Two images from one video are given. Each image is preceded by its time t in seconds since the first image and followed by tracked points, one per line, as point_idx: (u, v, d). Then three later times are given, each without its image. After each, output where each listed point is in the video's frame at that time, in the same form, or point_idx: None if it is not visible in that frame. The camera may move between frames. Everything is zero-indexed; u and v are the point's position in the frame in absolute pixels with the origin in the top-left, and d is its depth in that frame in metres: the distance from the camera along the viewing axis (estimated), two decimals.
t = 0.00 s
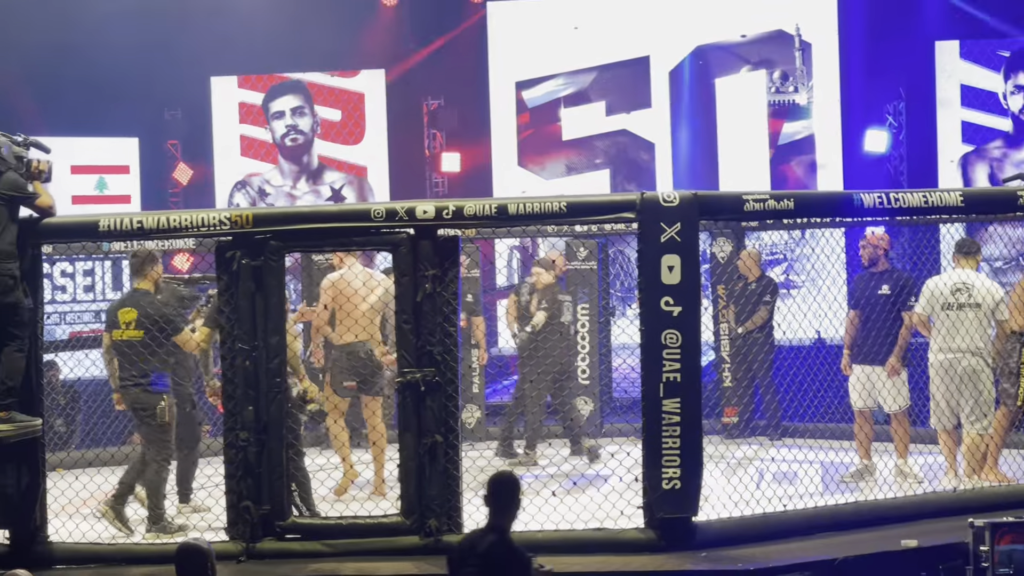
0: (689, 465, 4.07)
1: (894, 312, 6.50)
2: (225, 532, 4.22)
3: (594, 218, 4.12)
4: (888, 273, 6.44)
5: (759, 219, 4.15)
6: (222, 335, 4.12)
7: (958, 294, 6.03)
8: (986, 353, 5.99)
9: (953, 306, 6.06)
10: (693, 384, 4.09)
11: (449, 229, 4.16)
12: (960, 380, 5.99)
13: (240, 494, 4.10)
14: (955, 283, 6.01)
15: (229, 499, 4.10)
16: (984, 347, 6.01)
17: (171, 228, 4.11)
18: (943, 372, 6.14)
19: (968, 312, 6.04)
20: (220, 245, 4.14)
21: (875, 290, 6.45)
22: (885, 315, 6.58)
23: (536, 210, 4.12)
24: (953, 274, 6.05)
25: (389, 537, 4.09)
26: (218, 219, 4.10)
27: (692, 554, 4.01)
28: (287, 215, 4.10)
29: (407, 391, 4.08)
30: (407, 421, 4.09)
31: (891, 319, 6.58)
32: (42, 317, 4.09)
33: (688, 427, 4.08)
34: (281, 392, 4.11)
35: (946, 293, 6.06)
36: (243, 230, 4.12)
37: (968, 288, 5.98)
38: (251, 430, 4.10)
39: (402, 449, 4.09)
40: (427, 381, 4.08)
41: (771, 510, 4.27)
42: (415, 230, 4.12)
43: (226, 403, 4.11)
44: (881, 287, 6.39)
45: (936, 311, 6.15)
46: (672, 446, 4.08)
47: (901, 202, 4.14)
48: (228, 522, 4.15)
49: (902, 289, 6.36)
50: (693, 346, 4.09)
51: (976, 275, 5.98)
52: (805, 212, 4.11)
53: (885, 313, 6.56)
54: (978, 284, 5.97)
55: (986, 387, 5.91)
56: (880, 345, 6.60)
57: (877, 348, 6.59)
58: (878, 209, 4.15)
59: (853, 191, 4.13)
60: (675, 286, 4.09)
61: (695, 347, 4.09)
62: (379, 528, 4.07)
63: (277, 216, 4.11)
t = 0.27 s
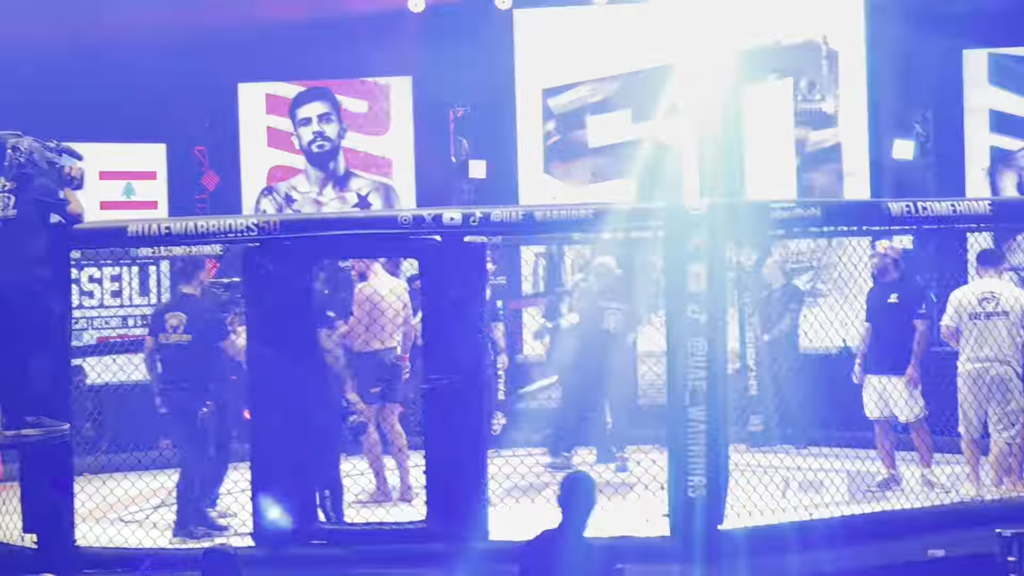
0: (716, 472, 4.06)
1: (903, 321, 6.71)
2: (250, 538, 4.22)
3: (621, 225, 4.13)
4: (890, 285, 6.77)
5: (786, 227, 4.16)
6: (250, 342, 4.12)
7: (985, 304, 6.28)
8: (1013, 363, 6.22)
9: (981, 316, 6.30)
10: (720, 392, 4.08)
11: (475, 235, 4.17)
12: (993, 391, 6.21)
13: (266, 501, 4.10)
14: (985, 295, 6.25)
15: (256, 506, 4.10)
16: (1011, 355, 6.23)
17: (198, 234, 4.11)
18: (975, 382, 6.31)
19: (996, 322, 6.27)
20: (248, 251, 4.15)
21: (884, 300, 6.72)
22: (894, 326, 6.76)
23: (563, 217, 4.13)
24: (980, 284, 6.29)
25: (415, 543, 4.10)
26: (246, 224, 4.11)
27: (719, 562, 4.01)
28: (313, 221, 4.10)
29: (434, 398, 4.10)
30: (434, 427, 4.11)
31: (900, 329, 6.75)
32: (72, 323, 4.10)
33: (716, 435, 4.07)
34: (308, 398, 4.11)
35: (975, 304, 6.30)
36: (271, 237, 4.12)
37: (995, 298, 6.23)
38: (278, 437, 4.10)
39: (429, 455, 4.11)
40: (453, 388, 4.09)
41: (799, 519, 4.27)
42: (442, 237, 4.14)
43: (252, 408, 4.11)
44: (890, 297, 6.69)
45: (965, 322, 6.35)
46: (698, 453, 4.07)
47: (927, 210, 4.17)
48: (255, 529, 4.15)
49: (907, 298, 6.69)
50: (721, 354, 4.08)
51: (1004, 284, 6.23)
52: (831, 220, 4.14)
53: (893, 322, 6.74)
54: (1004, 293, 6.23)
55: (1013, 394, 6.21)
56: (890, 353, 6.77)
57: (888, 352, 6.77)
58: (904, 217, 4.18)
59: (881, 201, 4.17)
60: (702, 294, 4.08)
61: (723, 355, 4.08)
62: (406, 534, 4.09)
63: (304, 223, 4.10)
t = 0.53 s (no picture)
0: (736, 478, 4.05)
1: (912, 326, 6.42)
2: (271, 541, 4.22)
3: (644, 232, 4.13)
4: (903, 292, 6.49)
5: (808, 233, 4.15)
6: (272, 346, 4.13)
7: (998, 314, 6.18)
8: None
9: (995, 325, 6.18)
10: (741, 398, 4.07)
11: (498, 241, 4.16)
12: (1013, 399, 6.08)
13: (287, 504, 4.11)
14: (998, 304, 6.14)
15: (277, 510, 4.11)
16: None
17: (221, 238, 4.13)
18: (992, 392, 6.17)
19: (1011, 330, 6.19)
20: (270, 256, 4.16)
21: (892, 306, 6.52)
22: (902, 333, 6.52)
23: (585, 223, 4.13)
24: (992, 294, 6.19)
25: (437, 548, 4.09)
26: (267, 229, 4.11)
27: (741, 569, 4.00)
28: (337, 227, 4.11)
29: (455, 403, 4.09)
30: (454, 432, 4.10)
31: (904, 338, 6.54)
32: (94, 326, 4.17)
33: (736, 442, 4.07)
34: (329, 402, 4.11)
35: (988, 314, 6.17)
36: (293, 241, 4.13)
37: (1008, 307, 6.14)
38: (299, 441, 4.11)
39: (449, 460, 4.10)
40: (474, 394, 4.08)
41: (820, 527, 4.26)
42: (464, 242, 4.13)
43: (274, 413, 4.12)
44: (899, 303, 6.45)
45: (980, 333, 6.22)
46: (720, 459, 4.06)
47: (952, 218, 4.14)
48: (275, 532, 4.16)
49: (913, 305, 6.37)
50: (742, 360, 4.08)
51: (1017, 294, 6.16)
52: (854, 227, 4.11)
53: (898, 329, 6.54)
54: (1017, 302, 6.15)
55: None
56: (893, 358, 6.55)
57: (896, 357, 6.52)
58: (929, 225, 4.15)
59: (904, 207, 4.12)
60: (724, 300, 4.07)
61: (744, 361, 4.08)
62: (425, 539, 4.08)
63: (326, 228, 4.12)
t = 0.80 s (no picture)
0: (755, 486, 4.03)
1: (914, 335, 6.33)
2: (287, 546, 4.21)
3: (663, 238, 4.12)
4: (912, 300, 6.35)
5: (827, 239, 4.15)
6: (290, 350, 4.13)
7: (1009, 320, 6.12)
8: None
9: (1006, 331, 6.12)
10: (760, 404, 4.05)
11: (517, 246, 4.16)
12: None
13: (305, 509, 4.10)
14: (1008, 313, 6.09)
15: (294, 514, 4.10)
16: None
17: (240, 242, 4.12)
18: (1009, 399, 6.05)
19: None
20: (288, 260, 4.15)
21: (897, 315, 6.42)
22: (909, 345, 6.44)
23: (605, 229, 4.12)
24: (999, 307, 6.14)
25: (455, 554, 4.08)
26: (286, 233, 4.11)
27: None
28: (355, 232, 4.10)
29: (473, 408, 4.09)
30: (472, 437, 4.10)
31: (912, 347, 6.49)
32: (113, 329, 4.18)
33: (755, 448, 4.05)
34: (348, 407, 4.10)
35: (997, 323, 6.12)
36: (312, 245, 4.12)
37: (1017, 315, 6.07)
38: (317, 445, 4.11)
39: (467, 465, 4.10)
40: (492, 399, 4.07)
41: (839, 534, 4.25)
42: (483, 248, 4.13)
43: (293, 417, 4.12)
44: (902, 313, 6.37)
45: (993, 342, 6.15)
46: (738, 466, 4.04)
47: (972, 225, 4.14)
48: (292, 537, 4.14)
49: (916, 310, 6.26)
50: (761, 366, 4.06)
51: None
52: (874, 234, 4.09)
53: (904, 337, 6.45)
54: None
55: None
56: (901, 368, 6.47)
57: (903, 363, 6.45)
58: (948, 232, 4.14)
59: (923, 214, 4.12)
60: (743, 307, 4.06)
61: (763, 368, 4.06)
62: (442, 544, 4.07)
63: (346, 233, 4.11)
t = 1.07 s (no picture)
0: (769, 491, 4.02)
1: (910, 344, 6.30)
2: (301, 549, 4.22)
3: (677, 242, 4.12)
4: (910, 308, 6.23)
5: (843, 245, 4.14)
6: (305, 353, 4.14)
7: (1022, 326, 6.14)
8: None
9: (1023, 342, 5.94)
10: (774, 409, 4.05)
11: (531, 251, 4.16)
12: None
13: (319, 511, 4.11)
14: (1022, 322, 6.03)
15: (308, 517, 4.11)
16: None
17: (255, 245, 4.13)
18: None
19: None
20: (303, 263, 4.16)
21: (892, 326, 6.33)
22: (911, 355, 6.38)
23: (620, 234, 4.12)
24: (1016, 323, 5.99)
25: (470, 558, 4.08)
26: (302, 237, 4.12)
27: None
28: (371, 235, 4.11)
29: (488, 412, 4.09)
30: (487, 441, 4.10)
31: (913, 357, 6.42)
32: (129, 332, 4.20)
33: (770, 454, 4.04)
34: (362, 411, 4.12)
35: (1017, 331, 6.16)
36: (327, 249, 4.13)
37: None
38: (331, 448, 4.11)
39: (481, 469, 4.10)
40: (507, 403, 4.08)
41: (853, 539, 4.25)
42: (498, 252, 4.14)
43: (307, 420, 4.13)
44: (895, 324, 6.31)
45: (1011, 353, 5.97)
46: (752, 472, 4.04)
47: (987, 231, 4.16)
48: (306, 540, 4.15)
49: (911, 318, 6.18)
50: (776, 372, 4.06)
51: None
52: (889, 240, 4.10)
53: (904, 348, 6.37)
54: None
55: None
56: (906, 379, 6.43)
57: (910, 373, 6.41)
58: (964, 237, 4.15)
59: (938, 219, 4.13)
60: (758, 312, 4.06)
61: (778, 373, 4.06)
62: (455, 548, 4.07)
63: (361, 236, 4.12)
